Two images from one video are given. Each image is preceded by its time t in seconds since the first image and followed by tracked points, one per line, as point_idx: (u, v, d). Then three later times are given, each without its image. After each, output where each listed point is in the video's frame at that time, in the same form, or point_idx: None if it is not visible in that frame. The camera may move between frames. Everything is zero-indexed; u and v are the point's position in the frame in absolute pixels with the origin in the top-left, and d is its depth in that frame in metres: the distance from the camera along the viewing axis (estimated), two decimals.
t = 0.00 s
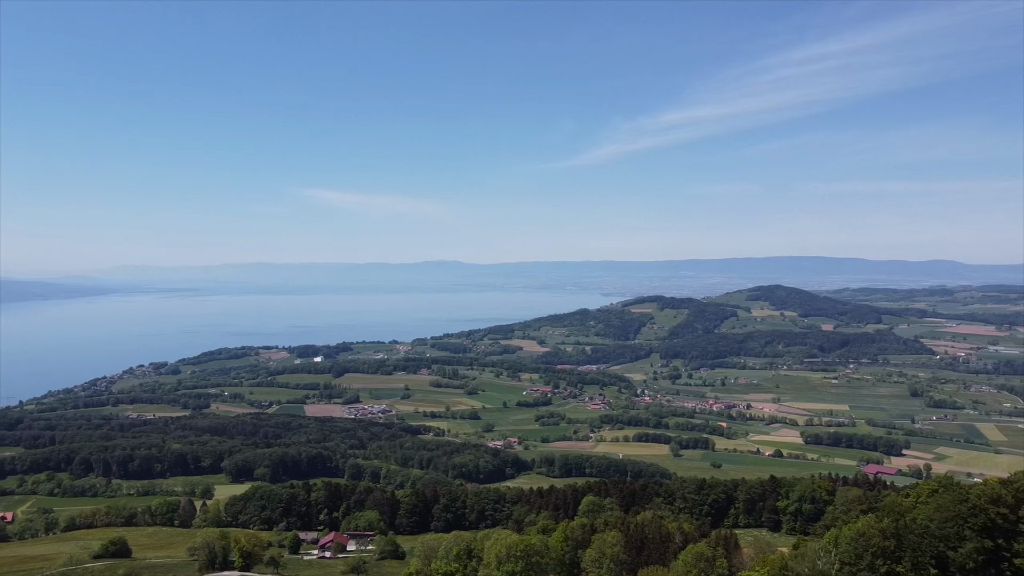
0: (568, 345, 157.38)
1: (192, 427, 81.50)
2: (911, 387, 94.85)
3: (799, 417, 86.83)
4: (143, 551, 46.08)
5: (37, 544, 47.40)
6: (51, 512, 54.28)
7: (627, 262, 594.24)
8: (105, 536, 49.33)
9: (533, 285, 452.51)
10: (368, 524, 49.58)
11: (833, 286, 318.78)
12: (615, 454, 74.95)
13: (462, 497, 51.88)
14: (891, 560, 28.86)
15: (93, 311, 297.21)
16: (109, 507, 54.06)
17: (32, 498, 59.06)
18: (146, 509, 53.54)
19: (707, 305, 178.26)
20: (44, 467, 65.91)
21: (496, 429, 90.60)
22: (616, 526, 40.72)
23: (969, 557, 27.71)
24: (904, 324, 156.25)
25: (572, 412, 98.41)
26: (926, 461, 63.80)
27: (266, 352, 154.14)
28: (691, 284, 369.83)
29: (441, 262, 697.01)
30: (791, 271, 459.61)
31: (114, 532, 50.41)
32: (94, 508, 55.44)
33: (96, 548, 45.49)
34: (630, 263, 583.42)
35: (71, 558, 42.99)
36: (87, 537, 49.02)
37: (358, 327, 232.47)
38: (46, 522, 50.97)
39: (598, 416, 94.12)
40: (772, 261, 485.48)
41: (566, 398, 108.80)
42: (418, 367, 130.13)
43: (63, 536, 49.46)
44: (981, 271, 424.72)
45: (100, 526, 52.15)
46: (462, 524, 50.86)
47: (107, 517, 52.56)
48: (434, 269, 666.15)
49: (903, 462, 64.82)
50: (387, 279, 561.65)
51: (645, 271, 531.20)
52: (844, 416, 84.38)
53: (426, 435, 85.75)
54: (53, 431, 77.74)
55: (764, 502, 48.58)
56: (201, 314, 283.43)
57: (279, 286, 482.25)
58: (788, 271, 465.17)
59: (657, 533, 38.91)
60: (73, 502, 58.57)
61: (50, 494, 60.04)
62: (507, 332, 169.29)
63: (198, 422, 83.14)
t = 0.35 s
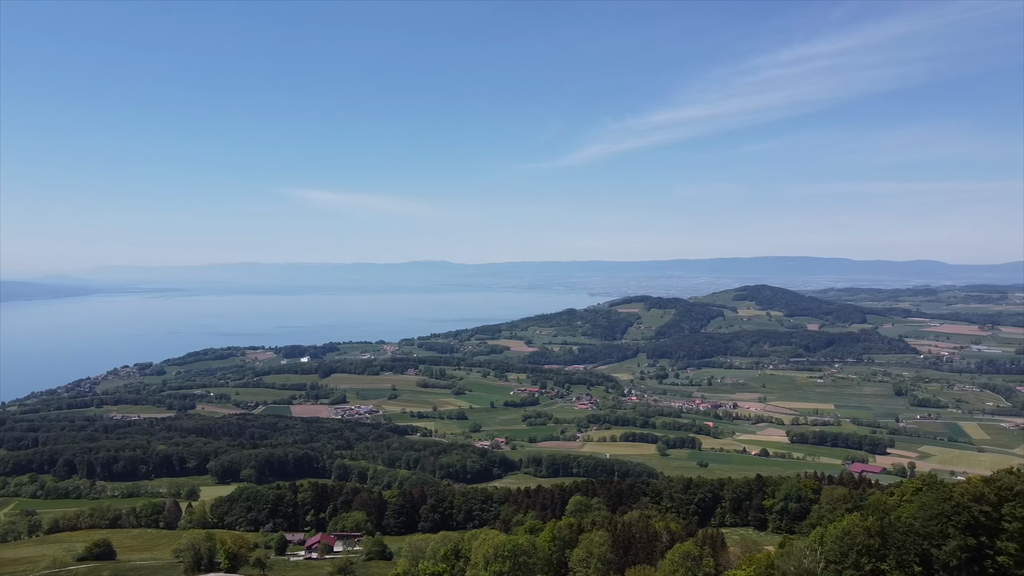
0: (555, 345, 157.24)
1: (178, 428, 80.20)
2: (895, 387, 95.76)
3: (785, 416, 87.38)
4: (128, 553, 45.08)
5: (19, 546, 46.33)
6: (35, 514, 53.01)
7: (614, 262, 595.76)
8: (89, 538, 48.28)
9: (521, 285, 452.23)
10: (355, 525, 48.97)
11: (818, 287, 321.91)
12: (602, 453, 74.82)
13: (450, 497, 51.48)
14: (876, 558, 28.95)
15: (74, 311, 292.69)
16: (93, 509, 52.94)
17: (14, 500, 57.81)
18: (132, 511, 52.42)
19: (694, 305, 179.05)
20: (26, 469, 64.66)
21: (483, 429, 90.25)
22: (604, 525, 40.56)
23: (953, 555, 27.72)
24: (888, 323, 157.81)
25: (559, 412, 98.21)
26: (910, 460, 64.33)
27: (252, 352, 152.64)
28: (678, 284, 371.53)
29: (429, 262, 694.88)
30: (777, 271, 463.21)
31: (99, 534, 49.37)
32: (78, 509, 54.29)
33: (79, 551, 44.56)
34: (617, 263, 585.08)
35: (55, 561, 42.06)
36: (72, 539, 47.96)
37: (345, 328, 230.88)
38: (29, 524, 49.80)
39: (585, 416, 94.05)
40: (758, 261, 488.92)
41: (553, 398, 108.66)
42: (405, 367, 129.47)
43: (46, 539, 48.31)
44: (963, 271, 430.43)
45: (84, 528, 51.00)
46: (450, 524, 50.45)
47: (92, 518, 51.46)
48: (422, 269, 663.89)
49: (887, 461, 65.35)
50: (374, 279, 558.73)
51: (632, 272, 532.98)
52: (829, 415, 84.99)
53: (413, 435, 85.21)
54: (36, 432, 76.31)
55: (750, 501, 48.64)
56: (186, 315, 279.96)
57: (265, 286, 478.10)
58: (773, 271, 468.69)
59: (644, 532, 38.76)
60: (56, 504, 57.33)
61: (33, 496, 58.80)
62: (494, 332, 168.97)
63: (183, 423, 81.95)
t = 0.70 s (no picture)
0: (542, 345, 156.91)
1: (163, 429, 78.97)
2: (879, 386, 96.66)
3: (771, 416, 87.75)
4: (112, 555, 44.17)
5: None
6: (18, 517, 51.72)
7: (602, 262, 596.86)
8: (73, 540, 47.22)
9: (509, 286, 451.39)
10: (342, 525, 48.40)
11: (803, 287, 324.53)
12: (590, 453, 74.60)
13: (437, 498, 51.02)
14: (861, 556, 29.30)
15: (56, 312, 287.72)
16: (76, 511, 51.76)
17: None
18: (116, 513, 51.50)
19: (681, 305, 179.70)
20: (8, 471, 63.30)
21: (470, 429, 89.83)
22: (591, 525, 40.34)
23: (937, 553, 27.57)
24: (872, 323, 159.23)
25: (547, 412, 97.96)
26: (895, 459, 64.80)
27: (238, 353, 150.86)
28: (665, 284, 372.71)
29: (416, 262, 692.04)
30: (763, 271, 466.40)
31: (83, 536, 48.34)
32: (62, 511, 53.10)
33: (63, 553, 43.61)
34: (604, 263, 586.36)
35: (38, 563, 41.12)
36: (55, 541, 46.90)
37: (331, 328, 228.96)
38: (11, 527, 48.58)
39: (572, 416, 93.86)
40: (744, 261, 491.92)
41: (540, 398, 108.40)
42: (392, 367, 128.63)
43: (29, 541, 47.08)
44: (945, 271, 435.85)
45: (67, 530, 49.78)
46: (437, 525, 49.92)
47: (75, 521, 50.29)
48: (409, 269, 661.11)
49: (872, 459, 65.73)
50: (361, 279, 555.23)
51: (619, 272, 534.34)
52: (815, 415, 85.47)
53: (401, 435, 84.57)
54: (18, 434, 74.73)
55: (737, 500, 48.65)
56: (170, 315, 276.34)
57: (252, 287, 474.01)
58: (759, 271, 471.99)
59: (631, 532, 38.59)
60: (39, 505, 56.06)
61: (15, 498, 57.42)
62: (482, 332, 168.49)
63: (168, 424, 80.66)
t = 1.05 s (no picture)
0: (529, 345, 156.69)
1: (148, 430, 77.67)
2: (864, 385, 97.47)
3: (757, 415, 88.18)
4: (97, 558, 43.37)
5: None
6: None
7: (589, 262, 597.99)
8: (55, 543, 46.11)
9: (497, 286, 450.64)
10: (329, 526, 47.80)
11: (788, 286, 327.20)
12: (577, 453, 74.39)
13: (424, 498, 50.53)
14: (846, 555, 28.91)
15: (36, 312, 282.74)
16: (59, 512, 50.59)
17: None
18: (99, 515, 50.47)
19: (668, 305, 180.28)
20: None
21: (458, 429, 89.35)
22: (578, 524, 40.11)
23: (921, 550, 27.67)
24: (857, 323, 160.72)
25: (534, 412, 97.73)
26: (880, 457, 65.28)
27: (224, 353, 149.07)
28: (652, 284, 373.96)
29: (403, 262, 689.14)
30: (749, 271, 469.66)
31: (66, 539, 47.22)
32: (44, 513, 51.84)
33: (46, 556, 42.54)
34: (591, 263, 587.79)
35: (20, 566, 40.06)
36: (38, 544, 45.79)
37: (318, 328, 227.19)
38: None
39: (560, 416, 93.67)
40: (730, 261, 495.01)
41: (527, 398, 108.14)
42: (379, 367, 127.75)
43: (12, 544, 45.93)
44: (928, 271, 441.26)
45: (50, 533, 48.58)
46: (424, 525, 49.37)
47: (59, 523, 49.10)
48: (396, 270, 658.21)
49: (857, 458, 66.15)
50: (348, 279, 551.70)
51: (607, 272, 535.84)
52: (801, 414, 86.01)
53: (388, 436, 83.94)
54: None
55: (723, 499, 48.67)
56: (154, 316, 272.50)
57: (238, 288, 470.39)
58: (745, 271, 475.29)
59: (618, 531, 38.40)
60: (21, 507, 54.78)
61: None
62: (469, 332, 167.97)
63: (153, 425, 79.39)
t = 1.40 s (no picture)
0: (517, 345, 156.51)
1: (132, 431, 76.39)
2: (849, 385, 98.26)
3: (743, 415, 88.64)
4: (81, 560, 42.52)
5: None
6: None
7: (577, 262, 599.06)
8: (38, 546, 45.08)
9: (485, 286, 449.92)
10: (315, 528, 47.21)
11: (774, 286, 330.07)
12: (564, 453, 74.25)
13: (412, 499, 50.09)
14: (831, 553, 29.10)
15: (17, 313, 277.98)
16: (42, 514, 49.38)
17: None
18: (82, 517, 49.33)
19: (655, 305, 180.93)
20: None
21: (445, 429, 88.93)
22: (566, 524, 39.92)
23: (905, 549, 27.74)
24: (842, 323, 162.22)
25: (521, 412, 97.53)
26: (864, 456, 65.83)
27: (210, 353, 147.36)
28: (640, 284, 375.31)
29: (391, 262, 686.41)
30: (735, 271, 472.82)
31: (49, 541, 46.21)
32: (27, 516, 50.73)
33: (29, 559, 41.55)
34: (579, 263, 589.15)
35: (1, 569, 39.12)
36: (20, 547, 44.77)
37: (305, 329, 225.51)
38: None
39: (547, 416, 93.51)
40: (717, 261, 498.09)
41: (515, 398, 107.93)
42: (367, 367, 126.94)
43: None
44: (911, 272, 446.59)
45: (33, 536, 47.53)
46: (411, 526, 49.00)
47: (42, 525, 48.04)
48: (384, 270, 655.32)
49: (842, 457, 66.63)
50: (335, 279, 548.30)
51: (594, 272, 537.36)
52: (786, 413, 86.52)
53: (375, 436, 83.35)
54: None
55: (710, 499, 48.71)
56: (139, 316, 269.00)
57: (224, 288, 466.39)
58: (731, 271, 478.81)
59: (605, 531, 38.26)
60: (4, 510, 53.61)
61: None
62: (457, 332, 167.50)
63: (138, 426, 78.18)
